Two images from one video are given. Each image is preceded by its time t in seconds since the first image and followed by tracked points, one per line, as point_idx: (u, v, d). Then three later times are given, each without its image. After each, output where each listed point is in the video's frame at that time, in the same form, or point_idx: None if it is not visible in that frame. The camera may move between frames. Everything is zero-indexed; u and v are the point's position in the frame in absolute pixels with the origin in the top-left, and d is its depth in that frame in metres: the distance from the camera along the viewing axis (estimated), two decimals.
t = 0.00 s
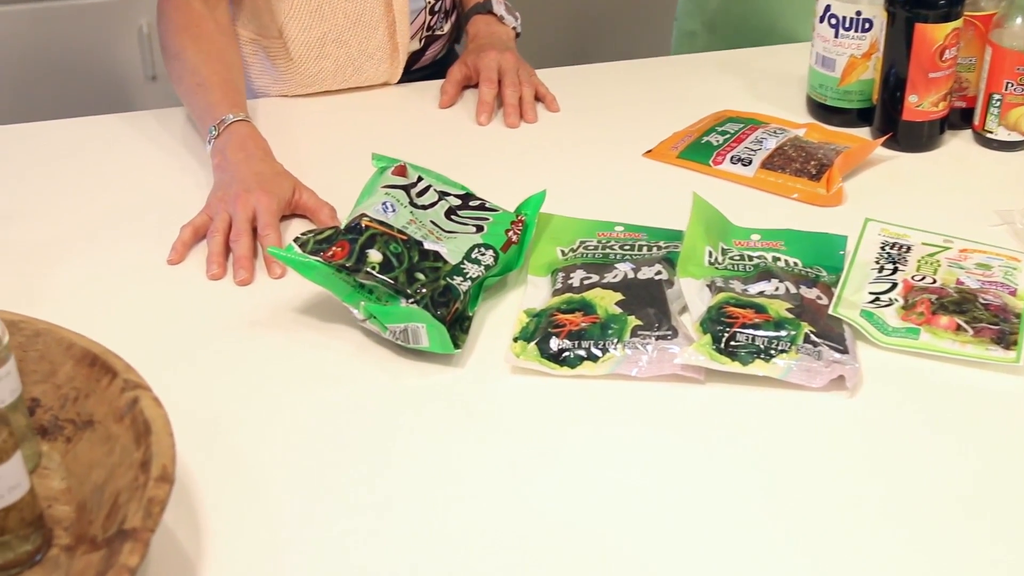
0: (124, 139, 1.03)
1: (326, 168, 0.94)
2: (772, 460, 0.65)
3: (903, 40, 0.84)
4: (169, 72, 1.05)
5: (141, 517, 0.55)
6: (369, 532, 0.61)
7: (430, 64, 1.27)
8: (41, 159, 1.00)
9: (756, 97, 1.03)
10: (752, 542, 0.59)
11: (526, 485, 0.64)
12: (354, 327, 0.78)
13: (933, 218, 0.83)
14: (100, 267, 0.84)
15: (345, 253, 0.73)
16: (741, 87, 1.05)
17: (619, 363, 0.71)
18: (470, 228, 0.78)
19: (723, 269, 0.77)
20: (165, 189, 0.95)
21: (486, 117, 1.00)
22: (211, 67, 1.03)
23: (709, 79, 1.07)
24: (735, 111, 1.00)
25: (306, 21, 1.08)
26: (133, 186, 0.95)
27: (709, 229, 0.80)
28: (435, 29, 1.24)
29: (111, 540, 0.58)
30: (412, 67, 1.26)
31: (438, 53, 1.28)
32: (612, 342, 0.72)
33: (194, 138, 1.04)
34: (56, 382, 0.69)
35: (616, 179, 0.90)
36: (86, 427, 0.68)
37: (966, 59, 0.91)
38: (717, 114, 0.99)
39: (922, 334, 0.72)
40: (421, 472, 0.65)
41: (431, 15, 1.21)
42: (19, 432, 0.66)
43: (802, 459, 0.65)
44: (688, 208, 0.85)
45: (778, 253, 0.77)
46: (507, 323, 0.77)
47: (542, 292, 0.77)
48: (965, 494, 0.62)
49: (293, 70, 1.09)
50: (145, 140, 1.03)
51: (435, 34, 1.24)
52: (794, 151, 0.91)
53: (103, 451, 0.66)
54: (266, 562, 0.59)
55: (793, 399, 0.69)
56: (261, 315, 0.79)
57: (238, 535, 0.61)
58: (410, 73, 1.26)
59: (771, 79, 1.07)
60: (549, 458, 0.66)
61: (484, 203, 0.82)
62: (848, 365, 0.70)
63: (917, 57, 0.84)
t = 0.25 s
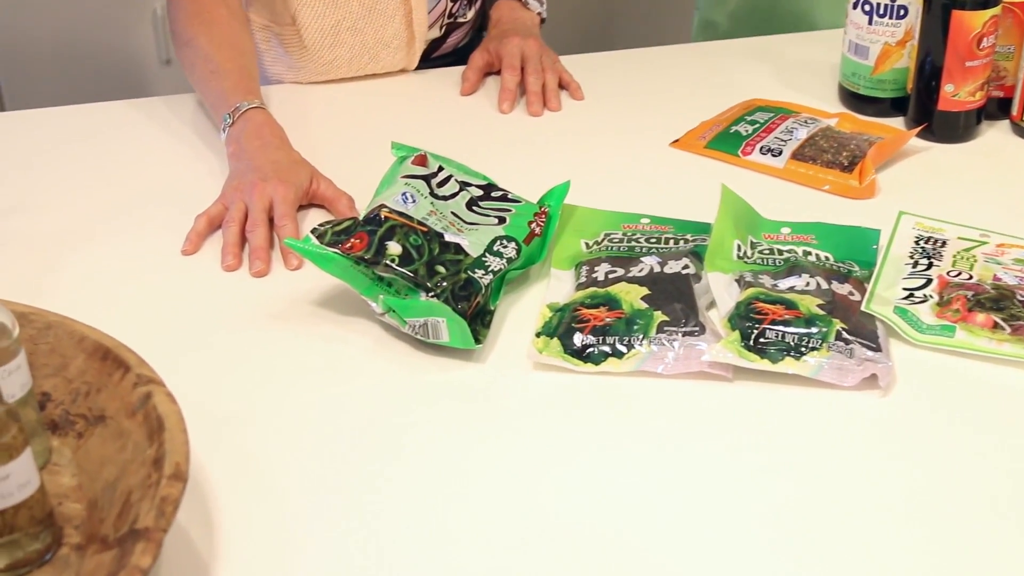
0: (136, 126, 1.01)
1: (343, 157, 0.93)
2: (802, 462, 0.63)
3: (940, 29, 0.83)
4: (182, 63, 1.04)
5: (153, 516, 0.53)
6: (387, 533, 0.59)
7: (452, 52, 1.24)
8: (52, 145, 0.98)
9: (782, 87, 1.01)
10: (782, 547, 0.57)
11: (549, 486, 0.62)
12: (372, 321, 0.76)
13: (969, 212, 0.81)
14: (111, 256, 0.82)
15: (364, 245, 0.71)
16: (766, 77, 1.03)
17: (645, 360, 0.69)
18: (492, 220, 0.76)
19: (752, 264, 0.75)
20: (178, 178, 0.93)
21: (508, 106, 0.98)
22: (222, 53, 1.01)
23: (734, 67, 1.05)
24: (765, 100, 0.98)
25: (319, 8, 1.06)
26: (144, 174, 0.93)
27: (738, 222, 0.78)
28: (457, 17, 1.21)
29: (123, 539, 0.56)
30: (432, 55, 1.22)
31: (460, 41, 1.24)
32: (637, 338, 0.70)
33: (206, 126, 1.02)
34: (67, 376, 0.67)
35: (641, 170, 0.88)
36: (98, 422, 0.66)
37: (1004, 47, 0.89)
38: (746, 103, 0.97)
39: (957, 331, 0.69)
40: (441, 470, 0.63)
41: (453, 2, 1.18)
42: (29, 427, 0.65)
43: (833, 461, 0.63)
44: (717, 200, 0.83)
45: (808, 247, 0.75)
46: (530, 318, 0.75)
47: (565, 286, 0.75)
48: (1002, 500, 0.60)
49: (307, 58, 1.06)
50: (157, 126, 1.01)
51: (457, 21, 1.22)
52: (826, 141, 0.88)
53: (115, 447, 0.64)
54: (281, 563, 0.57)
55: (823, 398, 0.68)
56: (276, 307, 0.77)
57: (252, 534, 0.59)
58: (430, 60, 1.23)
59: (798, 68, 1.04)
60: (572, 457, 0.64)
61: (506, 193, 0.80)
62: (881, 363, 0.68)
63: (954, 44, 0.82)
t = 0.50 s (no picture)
0: (146, 110, 0.99)
1: (361, 144, 0.90)
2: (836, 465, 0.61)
3: (982, 12, 0.80)
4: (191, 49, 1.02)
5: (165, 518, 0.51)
6: (407, 534, 0.57)
7: (473, 33, 1.21)
8: (61, 128, 0.96)
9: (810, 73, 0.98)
10: (817, 555, 0.55)
11: (575, 488, 0.60)
12: (391, 314, 0.74)
13: (1009, 203, 0.78)
14: (121, 244, 0.80)
15: (383, 235, 0.69)
16: (794, 62, 1.00)
17: (673, 356, 0.67)
18: (515, 210, 0.74)
19: (785, 257, 0.72)
20: (190, 164, 0.91)
21: (532, 91, 0.96)
22: (233, 35, 1.00)
23: (761, 54, 1.02)
24: (798, 85, 0.96)
25: None
26: (156, 159, 0.91)
27: (770, 213, 0.76)
28: None
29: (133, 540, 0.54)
30: (452, 36, 1.19)
31: (483, 21, 1.21)
32: (665, 333, 0.68)
33: (218, 110, 1.00)
34: (76, 370, 0.66)
35: (667, 160, 0.85)
36: (107, 419, 0.64)
37: None
38: (779, 87, 0.94)
39: (998, 329, 0.67)
40: (462, 470, 0.61)
41: None
42: (36, 423, 0.63)
43: (869, 463, 0.61)
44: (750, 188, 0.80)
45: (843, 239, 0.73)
46: (553, 312, 0.73)
47: (591, 279, 0.73)
48: None
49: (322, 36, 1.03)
50: (168, 110, 0.99)
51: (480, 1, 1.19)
52: (861, 129, 0.86)
53: (125, 444, 0.62)
54: (297, 565, 0.56)
55: (858, 397, 0.65)
56: (292, 299, 0.75)
57: (267, 534, 0.57)
58: (450, 42, 1.19)
59: (826, 54, 1.02)
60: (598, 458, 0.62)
61: (530, 182, 0.78)
62: (919, 362, 0.65)
63: (996, 29, 0.79)
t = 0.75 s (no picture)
0: (153, 100, 0.98)
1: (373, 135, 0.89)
2: (863, 468, 0.59)
3: None
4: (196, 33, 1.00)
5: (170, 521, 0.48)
6: (420, 537, 0.56)
7: (486, 18, 1.18)
8: (66, 118, 0.94)
9: (831, 65, 0.96)
10: (846, 564, 0.53)
11: (594, 492, 0.58)
12: (404, 309, 0.72)
13: None
14: (127, 235, 0.79)
15: (396, 229, 0.67)
16: (813, 55, 0.98)
17: (694, 355, 0.65)
18: (532, 203, 0.72)
19: (810, 252, 0.71)
20: (198, 153, 0.89)
21: (549, 79, 0.95)
22: (242, 22, 0.98)
23: (780, 46, 1.01)
24: (823, 75, 0.94)
25: None
26: (163, 149, 0.90)
27: (795, 207, 0.74)
28: None
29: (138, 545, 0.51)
30: (465, 21, 1.16)
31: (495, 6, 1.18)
32: (686, 331, 0.66)
33: (227, 100, 0.98)
34: (80, 367, 0.64)
35: (686, 154, 0.84)
36: (112, 418, 0.62)
37: None
38: (805, 77, 0.93)
39: None
40: (477, 473, 0.60)
41: None
42: (38, 421, 0.61)
43: (897, 467, 0.59)
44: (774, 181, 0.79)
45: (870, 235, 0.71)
46: (571, 309, 0.71)
47: (610, 275, 0.72)
48: None
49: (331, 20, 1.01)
50: (176, 100, 0.98)
51: None
52: (889, 119, 0.84)
53: (129, 445, 0.60)
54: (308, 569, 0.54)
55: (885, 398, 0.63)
56: (302, 294, 0.73)
57: (276, 537, 0.56)
58: (462, 27, 1.17)
59: (846, 47, 1.00)
60: (618, 460, 0.60)
61: (547, 174, 0.75)
62: (949, 362, 0.63)
63: None
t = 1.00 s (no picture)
0: (158, 92, 0.97)
1: (381, 129, 0.87)
2: (879, 471, 0.58)
3: None
4: (214, 21, 0.99)
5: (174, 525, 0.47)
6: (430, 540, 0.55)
7: (494, 10, 1.16)
8: (71, 111, 0.93)
9: (846, 59, 0.95)
10: (863, 568, 0.52)
11: (609, 498, 0.57)
12: (413, 307, 0.71)
13: None
14: (132, 230, 0.78)
15: (405, 226, 0.66)
16: (827, 49, 0.97)
17: (707, 355, 0.64)
18: (543, 200, 0.71)
19: (826, 250, 0.70)
20: (204, 147, 0.88)
21: (561, 73, 0.94)
22: (257, 13, 0.97)
23: (794, 39, 0.99)
24: (840, 69, 0.93)
25: None
26: (168, 143, 0.89)
27: (810, 204, 0.73)
28: None
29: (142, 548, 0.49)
30: (473, 13, 1.15)
31: None
32: (699, 331, 0.65)
33: (233, 93, 0.97)
34: (84, 365, 0.62)
35: (699, 151, 0.83)
36: (117, 417, 0.61)
37: None
38: (821, 71, 0.92)
39: None
40: (488, 475, 0.59)
41: None
42: (41, 420, 0.59)
43: (915, 470, 0.58)
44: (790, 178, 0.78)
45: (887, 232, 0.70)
46: (582, 308, 0.70)
47: (621, 273, 0.71)
48: None
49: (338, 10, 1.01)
50: (182, 92, 0.97)
51: None
52: (906, 114, 0.83)
53: (134, 445, 0.58)
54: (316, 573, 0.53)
55: (900, 399, 0.62)
56: (310, 291, 0.72)
57: (284, 540, 0.55)
58: (471, 19, 1.15)
59: (861, 40, 0.98)
60: (631, 463, 0.59)
61: (558, 169, 0.75)
62: (967, 363, 0.62)
63: None
